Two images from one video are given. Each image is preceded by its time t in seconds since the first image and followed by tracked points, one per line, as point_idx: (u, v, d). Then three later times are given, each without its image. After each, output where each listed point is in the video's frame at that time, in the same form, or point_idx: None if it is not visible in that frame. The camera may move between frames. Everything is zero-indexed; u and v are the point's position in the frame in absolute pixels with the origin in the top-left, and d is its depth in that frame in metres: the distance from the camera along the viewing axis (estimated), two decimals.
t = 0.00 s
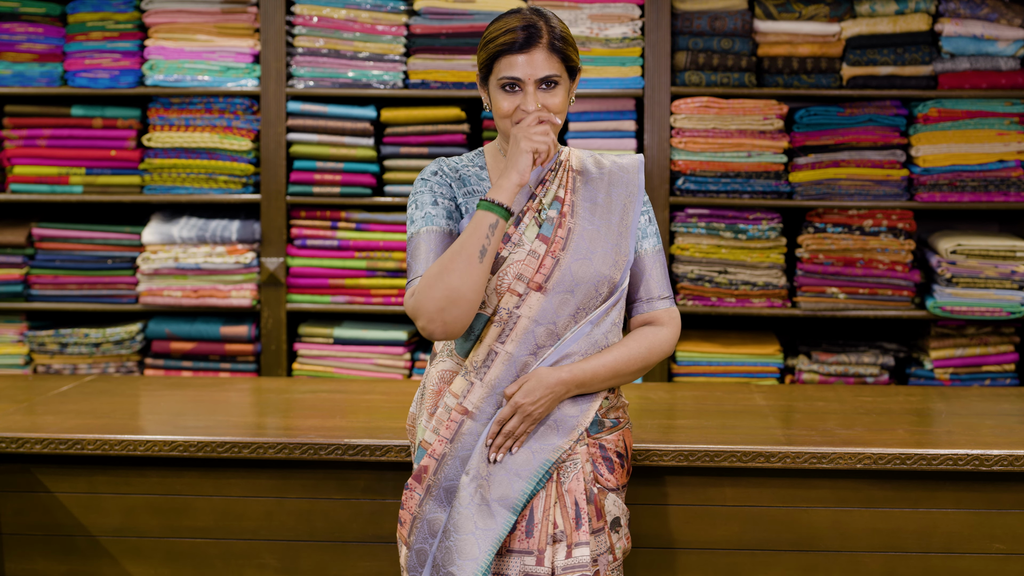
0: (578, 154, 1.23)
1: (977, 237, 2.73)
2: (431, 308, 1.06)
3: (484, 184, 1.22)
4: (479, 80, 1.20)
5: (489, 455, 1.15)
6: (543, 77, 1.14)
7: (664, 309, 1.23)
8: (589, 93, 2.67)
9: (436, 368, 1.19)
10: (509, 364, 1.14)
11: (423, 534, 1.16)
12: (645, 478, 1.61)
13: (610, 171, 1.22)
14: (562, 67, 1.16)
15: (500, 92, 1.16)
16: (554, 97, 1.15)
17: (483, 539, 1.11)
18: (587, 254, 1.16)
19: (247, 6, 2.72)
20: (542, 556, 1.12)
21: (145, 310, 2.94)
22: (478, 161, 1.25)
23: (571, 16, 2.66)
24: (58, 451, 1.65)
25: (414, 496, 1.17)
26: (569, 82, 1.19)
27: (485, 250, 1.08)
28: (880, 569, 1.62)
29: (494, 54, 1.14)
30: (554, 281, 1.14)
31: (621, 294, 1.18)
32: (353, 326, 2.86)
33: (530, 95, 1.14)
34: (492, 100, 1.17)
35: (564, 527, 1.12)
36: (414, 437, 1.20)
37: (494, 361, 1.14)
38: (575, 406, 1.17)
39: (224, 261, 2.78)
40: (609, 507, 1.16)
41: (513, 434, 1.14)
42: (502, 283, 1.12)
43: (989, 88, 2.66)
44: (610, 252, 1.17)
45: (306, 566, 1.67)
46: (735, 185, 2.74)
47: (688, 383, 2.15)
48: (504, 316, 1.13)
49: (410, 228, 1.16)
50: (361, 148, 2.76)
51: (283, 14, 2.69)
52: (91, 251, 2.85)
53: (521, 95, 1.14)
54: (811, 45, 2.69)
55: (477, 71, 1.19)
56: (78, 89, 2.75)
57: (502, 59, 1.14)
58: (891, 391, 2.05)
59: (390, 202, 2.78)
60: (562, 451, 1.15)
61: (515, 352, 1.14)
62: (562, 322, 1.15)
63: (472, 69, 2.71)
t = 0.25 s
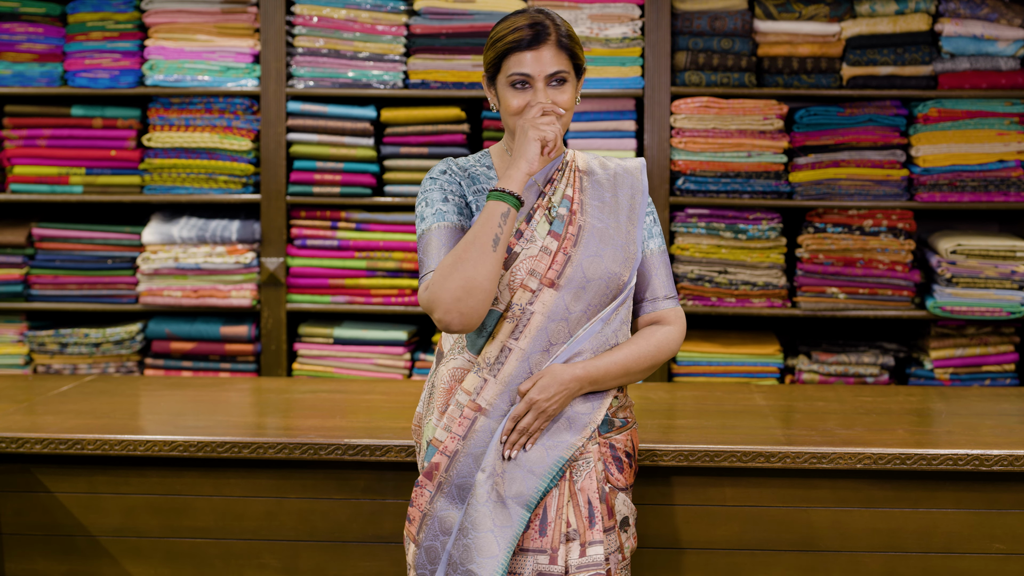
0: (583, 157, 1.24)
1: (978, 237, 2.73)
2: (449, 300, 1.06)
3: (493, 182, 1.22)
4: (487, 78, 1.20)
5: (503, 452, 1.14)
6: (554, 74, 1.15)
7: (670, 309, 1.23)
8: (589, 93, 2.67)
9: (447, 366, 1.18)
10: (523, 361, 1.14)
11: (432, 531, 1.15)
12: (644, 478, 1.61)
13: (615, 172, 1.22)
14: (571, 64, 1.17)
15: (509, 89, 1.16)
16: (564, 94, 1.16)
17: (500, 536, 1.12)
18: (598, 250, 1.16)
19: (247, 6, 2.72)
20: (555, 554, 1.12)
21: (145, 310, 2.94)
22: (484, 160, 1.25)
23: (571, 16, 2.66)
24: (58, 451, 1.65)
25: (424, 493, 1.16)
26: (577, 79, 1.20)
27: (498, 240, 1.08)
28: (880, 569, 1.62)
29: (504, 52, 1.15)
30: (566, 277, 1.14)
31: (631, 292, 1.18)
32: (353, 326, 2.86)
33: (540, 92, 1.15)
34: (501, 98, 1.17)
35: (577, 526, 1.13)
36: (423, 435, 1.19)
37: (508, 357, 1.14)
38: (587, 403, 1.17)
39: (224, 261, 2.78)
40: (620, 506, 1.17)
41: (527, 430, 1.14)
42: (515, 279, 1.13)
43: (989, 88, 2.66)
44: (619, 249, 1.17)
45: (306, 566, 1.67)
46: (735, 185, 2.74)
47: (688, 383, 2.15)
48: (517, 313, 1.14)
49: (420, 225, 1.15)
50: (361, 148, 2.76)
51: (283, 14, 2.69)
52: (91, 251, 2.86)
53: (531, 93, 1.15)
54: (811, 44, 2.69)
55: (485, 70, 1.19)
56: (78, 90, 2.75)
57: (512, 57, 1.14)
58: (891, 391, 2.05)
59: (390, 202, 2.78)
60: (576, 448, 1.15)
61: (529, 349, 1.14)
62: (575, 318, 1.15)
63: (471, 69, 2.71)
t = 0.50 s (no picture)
0: (581, 160, 1.25)
1: (978, 237, 2.73)
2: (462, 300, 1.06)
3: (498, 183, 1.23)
4: (530, 66, 1.20)
5: (515, 450, 1.14)
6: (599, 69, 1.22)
7: (669, 308, 1.25)
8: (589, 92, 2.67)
9: (456, 366, 1.17)
10: (533, 359, 1.13)
11: (440, 530, 1.15)
12: (644, 478, 1.61)
13: (614, 175, 1.23)
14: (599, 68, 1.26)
15: (569, 75, 1.19)
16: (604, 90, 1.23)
17: (514, 535, 1.12)
18: (604, 248, 1.16)
19: (247, 6, 2.72)
20: (565, 554, 1.13)
21: (145, 310, 2.94)
22: (487, 161, 1.26)
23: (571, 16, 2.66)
24: (58, 451, 1.65)
25: (433, 492, 1.16)
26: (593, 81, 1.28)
27: (513, 242, 1.09)
28: (881, 569, 1.62)
29: (564, 40, 1.19)
30: (574, 275, 1.13)
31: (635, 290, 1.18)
32: (353, 326, 2.86)
33: (593, 83, 1.21)
34: (556, 85, 1.19)
35: (587, 525, 1.13)
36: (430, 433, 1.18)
37: (518, 355, 1.13)
38: (596, 401, 1.17)
39: (223, 261, 2.78)
40: (627, 506, 1.18)
41: (539, 428, 1.13)
42: (523, 277, 1.12)
43: (989, 88, 2.66)
44: (623, 248, 1.17)
45: (306, 566, 1.67)
46: (735, 185, 2.74)
47: (688, 383, 2.15)
48: (526, 311, 1.13)
49: (427, 226, 1.15)
50: (361, 148, 2.76)
51: (283, 14, 2.69)
52: (91, 251, 2.85)
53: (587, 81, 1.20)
54: (811, 45, 2.69)
55: (533, 53, 1.19)
56: (78, 90, 2.75)
57: (572, 45, 1.19)
58: (891, 391, 2.05)
59: (390, 203, 2.78)
60: (586, 446, 1.15)
61: (538, 347, 1.13)
62: (583, 316, 1.15)
63: (471, 69, 2.71)
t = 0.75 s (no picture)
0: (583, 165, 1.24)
1: (978, 237, 2.73)
2: (449, 313, 1.07)
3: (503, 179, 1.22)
4: (546, 68, 1.21)
5: (523, 448, 1.15)
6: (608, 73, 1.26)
7: (666, 313, 1.26)
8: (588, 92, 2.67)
9: (461, 365, 1.16)
10: (537, 357, 1.14)
11: (443, 530, 1.14)
12: (644, 478, 1.61)
13: (615, 178, 1.23)
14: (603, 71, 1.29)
15: (584, 73, 1.21)
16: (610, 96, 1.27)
17: (521, 534, 1.12)
18: (607, 249, 1.16)
19: (248, 6, 2.72)
20: (570, 554, 1.14)
21: (146, 310, 2.94)
22: (492, 158, 1.25)
23: (571, 16, 2.66)
24: (58, 451, 1.65)
25: (436, 491, 1.15)
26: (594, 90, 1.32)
27: (511, 264, 1.07)
28: (881, 570, 1.61)
29: (579, 41, 1.21)
30: (578, 274, 1.14)
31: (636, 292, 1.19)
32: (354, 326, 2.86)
33: (606, 84, 1.23)
34: (573, 84, 1.21)
35: (593, 525, 1.15)
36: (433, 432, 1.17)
37: (522, 353, 1.13)
38: (599, 401, 1.19)
39: (224, 261, 2.78)
40: (630, 506, 1.20)
41: (544, 427, 1.14)
42: (528, 275, 1.12)
43: (989, 88, 2.66)
44: (627, 249, 1.17)
45: (306, 566, 1.67)
46: (735, 185, 2.74)
47: (688, 383, 2.15)
48: (530, 309, 1.13)
49: (426, 227, 1.15)
50: (361, 148, 2.76)
51: (283, 14, 2.69)
52: (91, 251, 2.86)
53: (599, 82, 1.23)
54: (811, 45, 2.69)
55: (547, 53, 1.21)
56: (78, 90, 2.75)
57: (587, 47, 1.22)
58: (891, 391, 2.05)
59: (390, 202, 2.78)
60: (591, 446, 1.16)
61: (542, 345, 1.13)
62: (586, 316, 1.15)
63: (471, 68, 2.71)
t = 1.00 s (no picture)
0: (589, 164, 1.25)
1: (978, 237, 2.73)
2: (431, 314, 1.06)
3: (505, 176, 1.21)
4: (524, 70, 1.18)
5: (514, 446, 1.13)
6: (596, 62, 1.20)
7: (666, 316, 1.25)
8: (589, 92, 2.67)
9: (459, 363, 1.18)
10: (531, 355, 1.14)
11: (438, 528, 1.14)
12: (644, 478, 1.61)
13: (621, 181, 1.24)
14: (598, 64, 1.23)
15: (559, 71, 1.17)
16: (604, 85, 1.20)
17: (513, 531, 1.12)
18: (607, 249, 1.16)
19: (248, 6, 2.72)
20: (564, 553, 1.13)
21: (145, 310, 2.94)
22: (495, 156, 1.25)
23: (571, 16, 2.66)
24: (58, 451, 1.65)
25: (431, 489, 1.15)
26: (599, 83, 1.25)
27: (489, 262, 1.05)
28: (881, 570, 1.61)
29: (551, 37, 1.18)
30: (576, 274, 1.14)
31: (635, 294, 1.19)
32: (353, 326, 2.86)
33: (589, 73, 1.17)
34: (551, 80, 1.17)
35: (587, 523, 1.13)
36: (429, 430, 1.17)
37: (517, 351, 1.13)
38: (593, 401, 1.18)
39: (223, 261, 2.78)
40: (626, 505, 1.19)
41: (537, 425, 1.13)
42: (526, 272, 1.13)
43: (989, 88, 2.66)
44: (627, 250, 1.18)
45: (306, 566, 1.67)
46: (735, 185, 2.74)
47: (688, 383, 2.15)
48: (526, 307, 1.13)
49: (423, 226, 1.15)
50: (361, 148, 2.76)
51: (283, 14, 2.69)
52: (91, 252, 2.85)
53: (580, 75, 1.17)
54: (811, 45, 2.69)
55: (521, 58, 1.18)
56: (78, 90, 2.75)
57: (560, 40, 1.17)
58: (891, 391, 2.05)
59: (390, 202, 2.77)
60: (584, 444, 1.15)
61: (537, 343, 1.13)
62: (582, 316, 1.15)
63: (471, 68, 2.71)
